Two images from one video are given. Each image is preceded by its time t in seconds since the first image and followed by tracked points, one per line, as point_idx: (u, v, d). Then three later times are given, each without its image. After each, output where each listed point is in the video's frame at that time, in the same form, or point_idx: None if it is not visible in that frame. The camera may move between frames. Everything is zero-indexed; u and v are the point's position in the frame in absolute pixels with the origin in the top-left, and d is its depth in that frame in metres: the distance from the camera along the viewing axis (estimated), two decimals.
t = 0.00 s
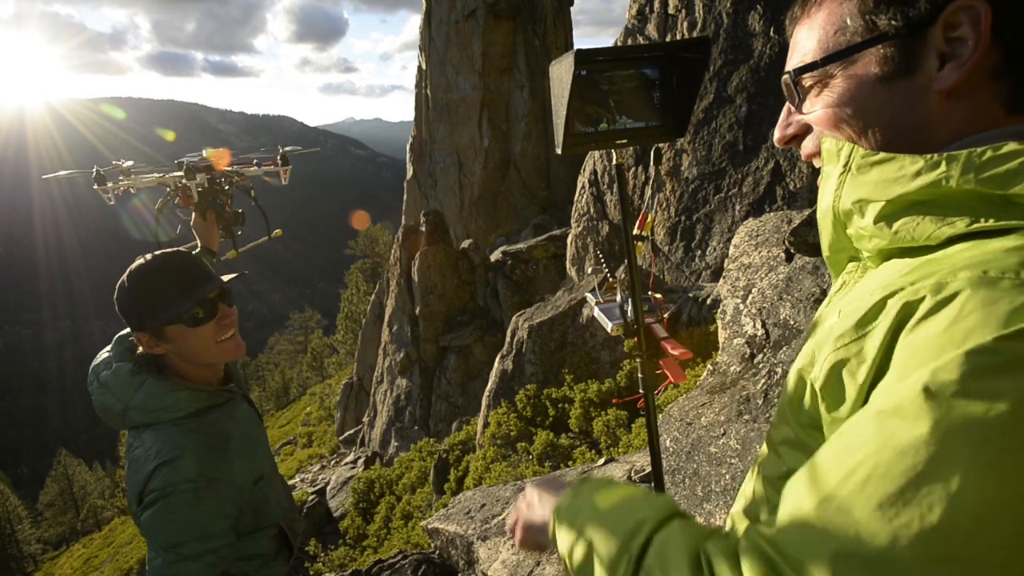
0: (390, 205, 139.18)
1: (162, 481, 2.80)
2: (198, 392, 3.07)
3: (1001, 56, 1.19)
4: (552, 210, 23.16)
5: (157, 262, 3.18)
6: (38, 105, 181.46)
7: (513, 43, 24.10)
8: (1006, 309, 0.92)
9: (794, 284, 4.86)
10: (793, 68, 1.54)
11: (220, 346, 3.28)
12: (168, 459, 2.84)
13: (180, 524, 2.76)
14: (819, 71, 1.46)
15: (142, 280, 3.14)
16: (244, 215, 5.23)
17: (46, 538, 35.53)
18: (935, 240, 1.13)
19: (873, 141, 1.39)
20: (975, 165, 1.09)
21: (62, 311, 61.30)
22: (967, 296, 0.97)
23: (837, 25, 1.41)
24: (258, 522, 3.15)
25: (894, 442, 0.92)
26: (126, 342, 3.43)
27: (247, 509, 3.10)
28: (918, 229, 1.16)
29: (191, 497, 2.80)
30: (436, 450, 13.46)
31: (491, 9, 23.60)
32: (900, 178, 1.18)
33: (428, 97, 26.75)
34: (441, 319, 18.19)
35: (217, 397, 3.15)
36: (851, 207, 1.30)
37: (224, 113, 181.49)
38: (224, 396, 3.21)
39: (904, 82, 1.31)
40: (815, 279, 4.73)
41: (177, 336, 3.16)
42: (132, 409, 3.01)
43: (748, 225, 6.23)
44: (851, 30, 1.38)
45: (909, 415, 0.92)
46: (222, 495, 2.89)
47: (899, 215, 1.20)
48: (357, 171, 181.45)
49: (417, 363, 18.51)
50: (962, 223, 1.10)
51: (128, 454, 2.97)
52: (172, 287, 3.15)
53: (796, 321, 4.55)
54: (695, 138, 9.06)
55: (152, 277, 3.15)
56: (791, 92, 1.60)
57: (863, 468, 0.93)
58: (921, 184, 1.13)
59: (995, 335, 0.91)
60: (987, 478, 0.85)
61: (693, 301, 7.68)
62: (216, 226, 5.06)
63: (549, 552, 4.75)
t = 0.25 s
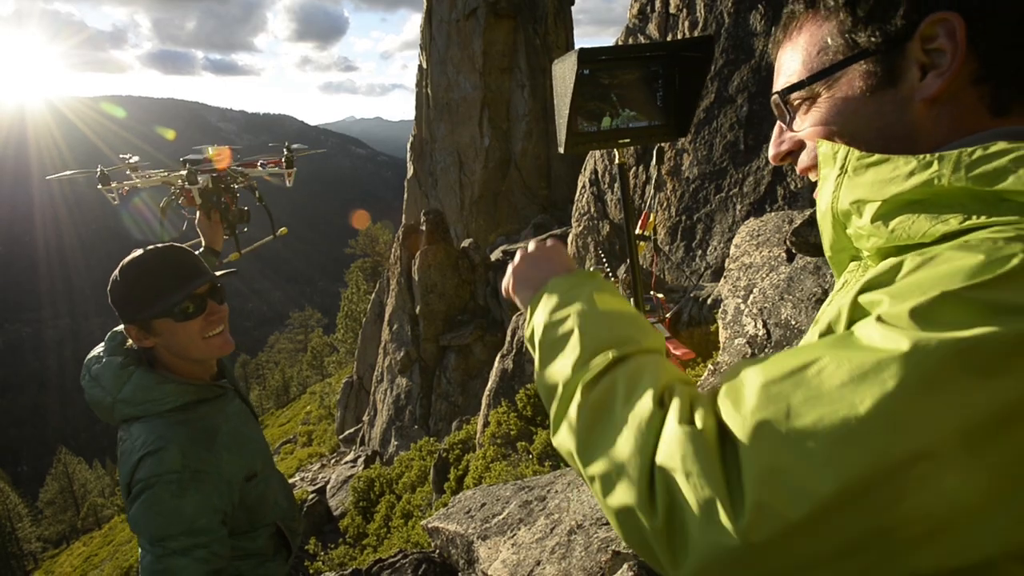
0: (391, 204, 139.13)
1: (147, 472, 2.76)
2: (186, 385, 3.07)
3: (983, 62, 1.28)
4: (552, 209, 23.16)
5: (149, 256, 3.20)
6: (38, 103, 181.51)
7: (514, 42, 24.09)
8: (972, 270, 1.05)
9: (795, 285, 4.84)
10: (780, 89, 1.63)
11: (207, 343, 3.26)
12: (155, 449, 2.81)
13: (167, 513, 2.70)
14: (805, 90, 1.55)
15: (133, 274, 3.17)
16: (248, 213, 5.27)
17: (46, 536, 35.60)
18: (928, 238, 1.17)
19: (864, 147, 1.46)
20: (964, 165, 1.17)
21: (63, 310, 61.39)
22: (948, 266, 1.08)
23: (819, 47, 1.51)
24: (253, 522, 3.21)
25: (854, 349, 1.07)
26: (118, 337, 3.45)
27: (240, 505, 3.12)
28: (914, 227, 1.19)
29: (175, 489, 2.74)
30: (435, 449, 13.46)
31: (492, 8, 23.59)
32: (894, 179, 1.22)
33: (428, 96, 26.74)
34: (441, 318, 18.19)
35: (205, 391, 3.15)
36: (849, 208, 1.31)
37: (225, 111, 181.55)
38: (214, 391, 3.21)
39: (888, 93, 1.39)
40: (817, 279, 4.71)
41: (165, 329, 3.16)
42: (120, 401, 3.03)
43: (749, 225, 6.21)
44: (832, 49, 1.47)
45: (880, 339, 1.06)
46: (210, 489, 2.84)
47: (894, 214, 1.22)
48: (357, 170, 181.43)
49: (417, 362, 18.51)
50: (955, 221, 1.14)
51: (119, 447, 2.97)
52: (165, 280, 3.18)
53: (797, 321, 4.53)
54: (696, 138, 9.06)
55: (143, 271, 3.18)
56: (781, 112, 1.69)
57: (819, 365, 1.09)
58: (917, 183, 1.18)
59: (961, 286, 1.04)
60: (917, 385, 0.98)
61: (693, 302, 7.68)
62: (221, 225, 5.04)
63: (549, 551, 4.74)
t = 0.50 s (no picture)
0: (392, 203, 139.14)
1: (139, 453, 2.84)
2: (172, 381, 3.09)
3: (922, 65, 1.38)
4: (553, 209, 23.15)
5: (144, 252, 3.19)
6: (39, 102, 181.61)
7: (514, 41, 24.08)
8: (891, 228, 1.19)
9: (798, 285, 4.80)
10: (751, 91, 1.68)
11: (198, 343, 3.26)
12: (143, 432, 2.89)
13: (163, 482, 2.76)
14: (773, 94, 1.60)
15: (127, 271, 3.18)
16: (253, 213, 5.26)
17: (47, 535, 35.66)
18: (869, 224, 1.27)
19: (828, 146, 1.53)
20: (900, 157, 1.29)
21: (64, 309, 61.45)
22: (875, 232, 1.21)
23: (784, 56, 1.56)
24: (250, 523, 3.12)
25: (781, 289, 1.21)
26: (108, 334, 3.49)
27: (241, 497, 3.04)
28: (859, 217, 1.30)
29: (167, 463, 2.81)
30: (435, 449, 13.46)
31: (493, 8, 23.59)
32: (843, 174, 1.33)
33: (429, 95, 26.72)
34: (441, 318, 18.18)
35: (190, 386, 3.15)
36: (806, 204, 1.41)
37: (225, 111, 181.62)
38: (200, 387, 3.22)
39: (847, 94, 1.47)
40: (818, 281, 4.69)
41: (157, 326, 3.17)
42: (104, 395, 3.05)
43: (749, 225, 6.20)
44: (795, 57, 1.54)
45: (806, 281, 1.20)
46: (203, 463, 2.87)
47: (844, 207, 1.33)
48: (357, 169, 181.46)
49: (417, 361, 18.51)
50: (893, 209, 1.25)
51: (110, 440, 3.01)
52: (160, 277, 3.19)
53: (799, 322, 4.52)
54: (696, 138, 9.04)
55: (138, 268, 3.19)
56: (751, 113, 1.73)
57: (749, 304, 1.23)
58: (860, 176, 1.30)
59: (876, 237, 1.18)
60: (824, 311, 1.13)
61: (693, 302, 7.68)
62: (225, 224, 5.03)
63: (549, 552, 4.75)
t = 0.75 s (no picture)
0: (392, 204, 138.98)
1: (149, 412, 2.82)
2: (170, 372, 3.07)
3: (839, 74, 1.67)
4: (553, 209, 23.14)
5: (146, 248, 3.18)
6: (39, 102, 181.60)
7: (515, 42, 24.09)
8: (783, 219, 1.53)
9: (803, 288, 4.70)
10: (699, 93, 1.94)
11: (199, 340, 3.27)
12: (149, 402, 2.88)
13: (177, 423, 2.68)
14: (715, 97, 1.88)
15: (130, 266, 3.18)
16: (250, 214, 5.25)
17: (45, 536, 35.55)
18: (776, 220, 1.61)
19: (762, 149, 1.84)
20: (806, 164, 1.61)
21: (63, 309, 61.41)
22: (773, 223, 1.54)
23: (730, 61, 1.83)
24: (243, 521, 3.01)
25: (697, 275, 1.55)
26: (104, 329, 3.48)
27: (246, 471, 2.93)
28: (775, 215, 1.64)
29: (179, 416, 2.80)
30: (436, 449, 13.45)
31: (493, 9, 23.61)
32: (767, 183, 1.66)
33: (429, 96, 26.73)
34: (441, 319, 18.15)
35: (187, 376, 3.13)
36: (743, 208, 1.74)
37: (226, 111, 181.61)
38: (199, 378, 3.21)
39: (780, 104, 1.76)
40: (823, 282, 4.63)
41: (159, 322, 3.18)
42: (99, 388, 3.04)
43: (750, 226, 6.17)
44: (738, 62, 1.81)
45: (708, 261, 1.54)
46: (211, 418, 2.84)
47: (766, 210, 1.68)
48: (357, 170, 181.43)
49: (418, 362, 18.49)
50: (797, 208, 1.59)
51: (109, 428, 2.98)
52: (161, 273, 3.18)
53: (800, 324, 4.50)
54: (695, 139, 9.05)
55: (140, 263, 3.18)
56: (698, 115, 2.01)
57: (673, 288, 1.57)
58: (775, 182, 1.64)
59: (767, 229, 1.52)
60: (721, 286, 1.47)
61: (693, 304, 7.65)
62: (222, 225, 5.18)
63: (549, 552, 4.75)
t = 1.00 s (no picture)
0: (391, 204, 139.03)
1: (144, 406, 2.81)
2: (167, 369, 3.09)
3: (847, 64, 1.57)
4: (552, 209, 23.14)
5: (143, 247, 3.15)
6: (38, 102, 181.53)
7: (514, 42, 24.09)
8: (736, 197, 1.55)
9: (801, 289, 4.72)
10: (706, 68, 1.84)
11: (196, 338, 3.29)
12: (145, 397, 2.88)
13: (172, 414, 2.67)
14: (718, 75, 1.78)
15: (126, 264, 3.15)
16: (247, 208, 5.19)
17: (46, 536, 35.61)
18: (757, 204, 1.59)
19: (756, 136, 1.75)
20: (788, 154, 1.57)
21: (63, 310, 61.44)
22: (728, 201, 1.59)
23: (739, 39, 1.72)
24: (242, 516, 3.06)
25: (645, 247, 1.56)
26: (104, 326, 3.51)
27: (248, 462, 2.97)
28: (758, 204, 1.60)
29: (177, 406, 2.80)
30: (436, 449, 13.46)
31: (492, 9, 23.62)
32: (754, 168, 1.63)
33: (428, 96, 26.72)
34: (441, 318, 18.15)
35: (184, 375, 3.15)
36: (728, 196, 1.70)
37: (225, 111, 181.62)
38: (196, 375, 3.23)
39: (781, 89, 1.66)
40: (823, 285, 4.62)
41: (158, 319, 3.17)
42: (96, 385, 3.05)
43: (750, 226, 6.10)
44: (745, 41, 1.71)
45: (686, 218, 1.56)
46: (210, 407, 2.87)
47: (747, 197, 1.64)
48: (357, 170, 181.47)
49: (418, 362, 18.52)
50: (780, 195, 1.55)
51: (104, 424, 2.98)
52: (158, 272, 3.15)
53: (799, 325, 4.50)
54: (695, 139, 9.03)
55: (137, 263, 3.15)
56: (703, 92, 1.91)
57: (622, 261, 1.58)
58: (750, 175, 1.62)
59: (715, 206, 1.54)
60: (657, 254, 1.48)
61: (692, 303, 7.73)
62: (217, 220, 5.07)
63: (549, 552, 4.75)
